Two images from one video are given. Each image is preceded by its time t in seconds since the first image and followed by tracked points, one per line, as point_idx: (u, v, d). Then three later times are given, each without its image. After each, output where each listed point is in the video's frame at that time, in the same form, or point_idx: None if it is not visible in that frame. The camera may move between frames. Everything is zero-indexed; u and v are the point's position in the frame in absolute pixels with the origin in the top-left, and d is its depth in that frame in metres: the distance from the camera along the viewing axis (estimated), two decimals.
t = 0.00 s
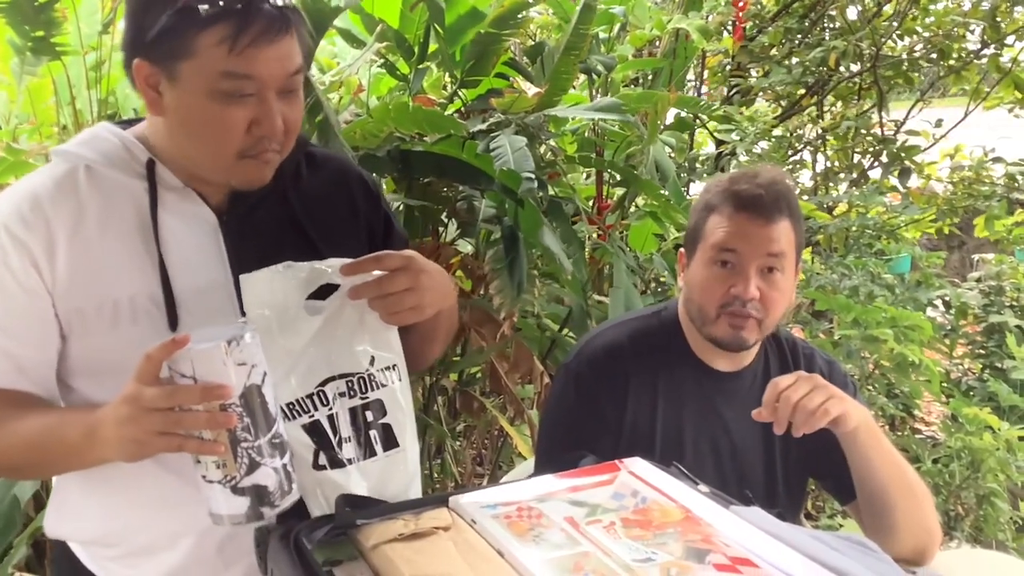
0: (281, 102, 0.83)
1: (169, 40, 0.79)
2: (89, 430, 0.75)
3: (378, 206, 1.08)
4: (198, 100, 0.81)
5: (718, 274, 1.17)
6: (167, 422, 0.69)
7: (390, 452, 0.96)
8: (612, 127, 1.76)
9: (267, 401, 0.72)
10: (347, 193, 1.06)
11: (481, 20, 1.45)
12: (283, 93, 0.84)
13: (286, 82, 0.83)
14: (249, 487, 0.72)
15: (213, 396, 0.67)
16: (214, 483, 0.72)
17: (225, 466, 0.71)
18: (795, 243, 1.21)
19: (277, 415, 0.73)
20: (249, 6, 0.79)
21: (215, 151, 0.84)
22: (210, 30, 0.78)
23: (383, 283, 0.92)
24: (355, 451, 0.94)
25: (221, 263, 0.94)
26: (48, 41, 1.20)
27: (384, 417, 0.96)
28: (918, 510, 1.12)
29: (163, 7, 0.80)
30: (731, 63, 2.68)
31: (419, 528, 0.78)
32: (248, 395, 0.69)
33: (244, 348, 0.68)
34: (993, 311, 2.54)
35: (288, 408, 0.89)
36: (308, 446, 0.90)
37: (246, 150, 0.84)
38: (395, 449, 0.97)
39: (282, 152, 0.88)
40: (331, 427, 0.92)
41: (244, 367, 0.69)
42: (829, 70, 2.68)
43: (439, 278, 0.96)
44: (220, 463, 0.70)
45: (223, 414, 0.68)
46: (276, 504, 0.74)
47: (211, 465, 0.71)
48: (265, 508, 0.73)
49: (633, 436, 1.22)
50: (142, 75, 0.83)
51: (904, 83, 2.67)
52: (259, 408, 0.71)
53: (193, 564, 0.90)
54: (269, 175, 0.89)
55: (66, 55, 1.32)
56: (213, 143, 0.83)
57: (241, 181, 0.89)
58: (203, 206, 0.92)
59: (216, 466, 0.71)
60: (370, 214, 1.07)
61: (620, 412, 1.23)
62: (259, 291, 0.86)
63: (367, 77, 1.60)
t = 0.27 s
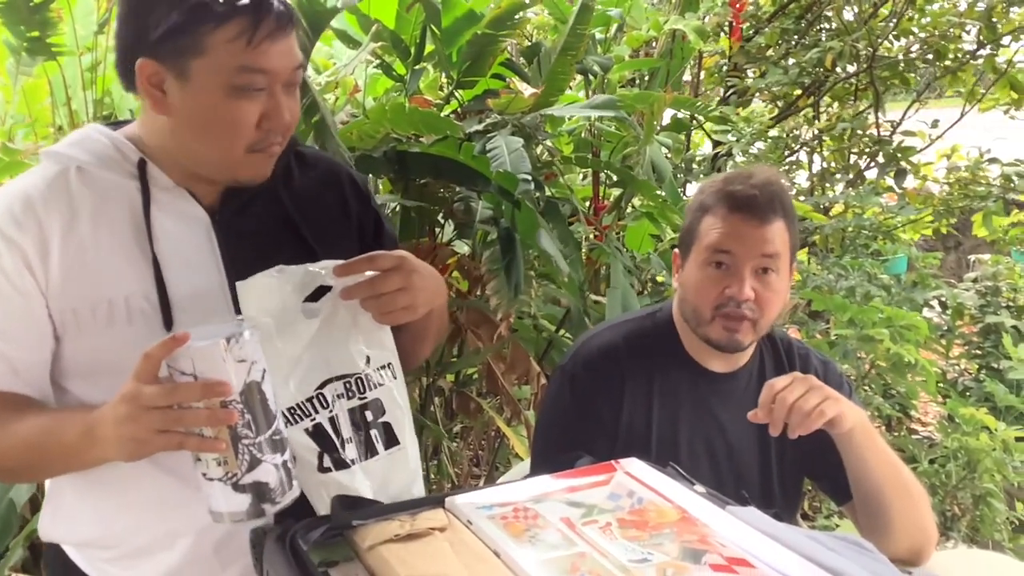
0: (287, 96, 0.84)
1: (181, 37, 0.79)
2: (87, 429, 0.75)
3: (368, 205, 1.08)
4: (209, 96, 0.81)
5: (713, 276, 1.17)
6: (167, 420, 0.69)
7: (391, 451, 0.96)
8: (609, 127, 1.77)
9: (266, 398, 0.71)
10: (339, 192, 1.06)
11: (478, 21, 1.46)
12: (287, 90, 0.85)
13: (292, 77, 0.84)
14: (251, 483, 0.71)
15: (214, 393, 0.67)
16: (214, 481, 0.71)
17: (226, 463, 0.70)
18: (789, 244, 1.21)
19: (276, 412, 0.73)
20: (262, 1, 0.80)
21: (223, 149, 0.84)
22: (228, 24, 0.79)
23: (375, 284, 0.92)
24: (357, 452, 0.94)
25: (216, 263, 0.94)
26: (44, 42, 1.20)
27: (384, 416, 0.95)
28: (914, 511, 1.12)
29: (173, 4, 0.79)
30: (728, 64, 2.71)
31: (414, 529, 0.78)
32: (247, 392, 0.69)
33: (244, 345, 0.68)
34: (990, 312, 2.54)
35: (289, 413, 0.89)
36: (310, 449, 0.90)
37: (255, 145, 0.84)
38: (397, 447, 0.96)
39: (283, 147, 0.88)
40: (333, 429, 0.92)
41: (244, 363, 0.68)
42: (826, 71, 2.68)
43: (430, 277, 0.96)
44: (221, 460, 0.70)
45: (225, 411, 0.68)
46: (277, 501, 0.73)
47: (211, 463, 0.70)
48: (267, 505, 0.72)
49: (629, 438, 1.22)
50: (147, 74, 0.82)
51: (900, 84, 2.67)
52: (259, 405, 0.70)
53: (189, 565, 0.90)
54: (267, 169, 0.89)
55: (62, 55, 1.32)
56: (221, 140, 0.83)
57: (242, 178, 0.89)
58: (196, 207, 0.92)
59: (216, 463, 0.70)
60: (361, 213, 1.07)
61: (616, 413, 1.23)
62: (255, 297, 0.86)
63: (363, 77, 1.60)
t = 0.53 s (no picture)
0: (292, 96, 0.85)
1: (195, 38, 0.79)
2: (89, 430, 0.74)
3: (366, 208, 1.09)
4: (221, 98, 0.81)
5: (698, 280, 1.18)
6: (168, 422, 0.69)
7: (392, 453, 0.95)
8: (607, 130, 1.76)
9: (267, 399, 0.71)
10: (337, 194, 1.06)
11: (477, 24, 1.46)
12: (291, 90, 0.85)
13: (297, 77, 0.84)
14: (254, 486, 0.71)
15: (217, 395, 0.67)
16: (216, 482, 0.71)
17: (227, 466, 0.70)
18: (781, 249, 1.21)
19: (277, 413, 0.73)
20: (271, 5, 0.81)
21: (233, 150, 0.84)
22: (242, 26, 0.79)
23: (372, 288, 0.92)
24: (359, 456, 0.93)
25: (214, 266, 0.94)
26: (42, 45, 1.20)
27: (383, 419, 0.95)
28: (913, 514, 1.12)
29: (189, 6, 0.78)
30: (726, 67, 2.71)
31: (413, 532, 0.78)
32: (250, 395, 0.69)
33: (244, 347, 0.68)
34: (989, 315, 2.54)
35: (289, 418, 0.89)
36: (312, 454, 0.90)
37: (262, 146, 0.85)
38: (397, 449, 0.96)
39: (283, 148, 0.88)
40: (333, 434, 0.91)
41: (245, 365, 0.69)
42: (824, 74, 2.69)
43: (425, 279, 0.97)
44: (222, 463, 0.70)
45: (226, 413, 0.68)
46: (278, 502, 0.73)
47: (213, 465, 0.71)
48: (267, 507, 0.72)
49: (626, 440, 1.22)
50: (155, 74, 0.81)
51: (899, 87, 2.68)
52: (260, 407, 0.70)
53: (188, 568, 0.90)
54: (268, 171, 0.89)
55: (60, 58, 1.32)
56: (229, 142, 0.83)
57: (240, 179, 0.89)
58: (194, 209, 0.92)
59: (218, 466, 0.71)
60: (359, 216, 1.07)
61: (614, 416, 1.23)
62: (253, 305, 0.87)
63: (362, 80, 1.60)
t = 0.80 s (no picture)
0: (294, 104, 0.85)
1: (195, 44, 0.79)
2: (92, 435, 0.75)
3: (371, 211, 1.09)
4: (222, 104, 0.81)
5: (690, 287, 1.18)
6: (173, 425, 0.69)
7: (392, 457, 0.97)
8: (610, 134, 1.77)
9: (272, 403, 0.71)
10: (341, 199, 1.06)
11: (481, 28, 1.44)
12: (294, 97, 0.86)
13: (299, 84, 0.85)
14: (258, 489, 0.72)
15: (222, 399, 0.67)
16: (220, 486, 0.72)
17: (232, 469, 0.71)
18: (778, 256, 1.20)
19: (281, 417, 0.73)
20: (272, 11, 0.81)
21: (234, 157, 0.84)
22: (243, 33, 0.79)
23: (376, 290, 0.92)
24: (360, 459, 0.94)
25: (217, 270, 0.94)
26: (47, 50, 1.21)
27: (385, 423, 0.96)
28: (916, 519, 1.12)
29: (191, 11, 0.79)
30: (729, 71, 2.67)
31: (416, 536, 0.78)
32: (254, 398, 0.69)
33: (250, 350, 0.68)
34: (992, 319, 2.54)
35: (294, 423, 0.89)
36: (316, 458, 0.90)
37: (263, 153, 0.85)
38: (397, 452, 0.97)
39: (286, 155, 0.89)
40: (336, 437, 0.92)
41: (251, 368, 0.68)
42: (828, 78, 2.68)
43: (429, 283, 0.96)
44: (227, 466, 0.71)
45: (231, 416, 0.68)
46: (283, 505, 0.74)
47: (217, 468, 0.71)
48: (271, 510, 0.73)
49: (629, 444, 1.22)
50: (154, 80, 0.81)
51: (902, 91, 2.68)
52: (264, 410, 0.71)
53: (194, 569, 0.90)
54: (271, 178, 0.89)
55: (65, 63, 1.33)
56: (230, 149, 0.83)
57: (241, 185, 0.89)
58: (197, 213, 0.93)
59: (222, 469, 0.71)
60: (363, 220, 1.08)
61: (616, 421, 1.23)
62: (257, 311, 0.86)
63: (365, 85, 1.61)
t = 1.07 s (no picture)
0: (274, 104, 0.84)
1: (161, 47, 0.79)
2: (96, 421, 0.76)
3: (379, 209, 1.08)
4: (193, 104, 0.81)
5: (696, 290, 1.18)
6: (179, 404, 0.70)
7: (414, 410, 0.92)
8: (617, 137, 1.78)
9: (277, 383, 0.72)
10: (345, 198, 1.07)
11: (487, 31, 1.46)
12: (277, 96, 0.84)
13: (279, 83, 0.83)
14: (266, 469, 0.72)
15: (227, 374, 0.67)
16: (226, 467, 0.72)
17: (238, 449, 0.71)
18: (785, 260, 1.20)
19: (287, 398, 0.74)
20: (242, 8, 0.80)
21: (210, 155, 0.84)
22: (207, 33, 0.78)
23: (440, 238, 0.91)
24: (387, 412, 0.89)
25: (225, 270, 0.95)
26: (57, 54, 1.22)
27: (413, 375, 0.92)
28: (925, 521, 1.12)
29: (159, 10, 0.79)
30: (736, 74, 2.67)
31: (425, 538, 0.78)
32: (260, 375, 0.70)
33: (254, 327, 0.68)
34: (1001, 321, 2.53)
35: (331, 370, 0.83)
36: (351, 407, 0.84)
37: (241, 152, 0.84)
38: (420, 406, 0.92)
39: (277, 155, 0.87)
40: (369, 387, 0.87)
41: (254, 347, 0.69)
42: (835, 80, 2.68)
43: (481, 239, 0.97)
44: (234, 445, 0.71)
45: (237, 394, 0.69)
46: (290, 485, 0.74)
47: (224, 449, 0.71)
48: (278, 491, 0.74)
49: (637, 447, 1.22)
50: (138, 81, 0.82)
51: (910, 93, 2.67)
52: (270, 389, 0.71)
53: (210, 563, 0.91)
54: (263, 177, 0.89)
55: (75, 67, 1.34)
56: (208, 147, 0.83)
57: (236, 185, 0.89)
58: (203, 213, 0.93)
59: (228, 449, 0.71)
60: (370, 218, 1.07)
61: (624, 424, 1.23)
62: (332, 258, 0.85)
63: (373, 88, 1.61)
